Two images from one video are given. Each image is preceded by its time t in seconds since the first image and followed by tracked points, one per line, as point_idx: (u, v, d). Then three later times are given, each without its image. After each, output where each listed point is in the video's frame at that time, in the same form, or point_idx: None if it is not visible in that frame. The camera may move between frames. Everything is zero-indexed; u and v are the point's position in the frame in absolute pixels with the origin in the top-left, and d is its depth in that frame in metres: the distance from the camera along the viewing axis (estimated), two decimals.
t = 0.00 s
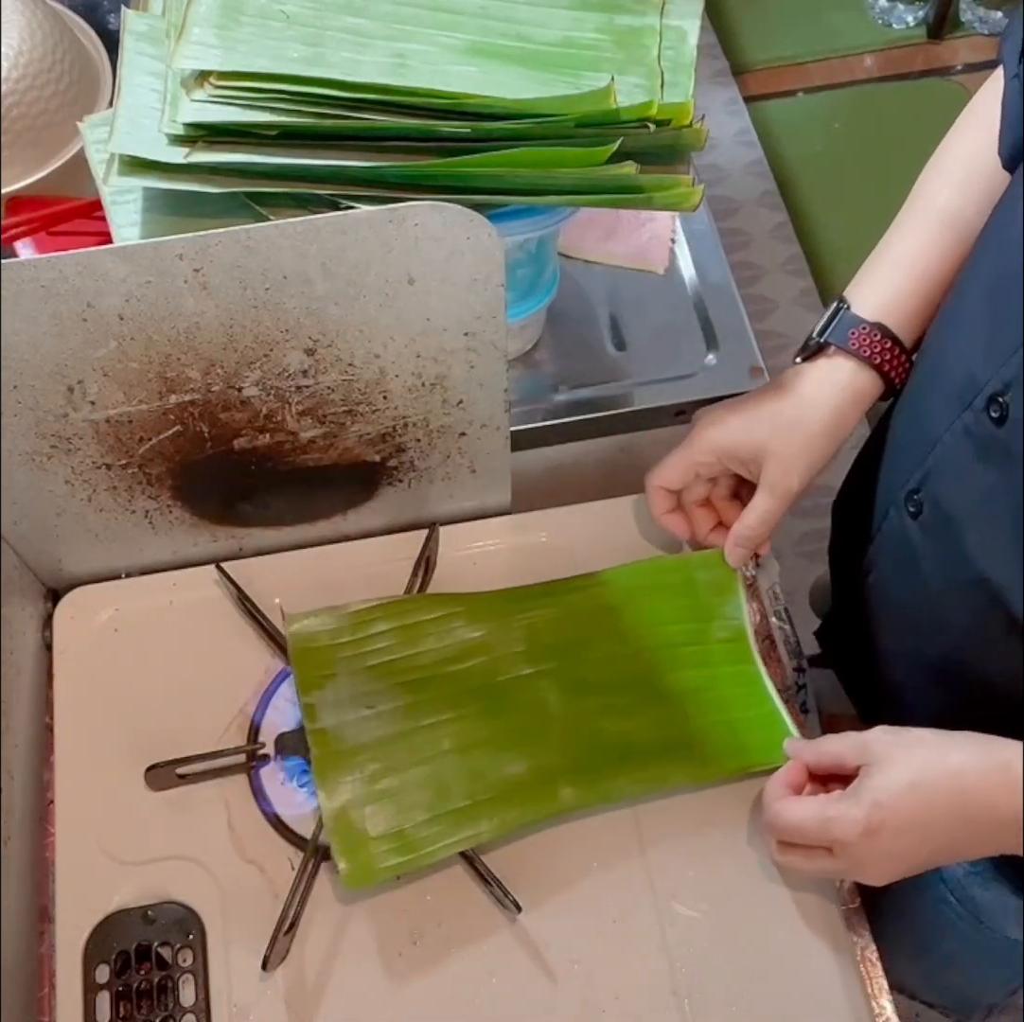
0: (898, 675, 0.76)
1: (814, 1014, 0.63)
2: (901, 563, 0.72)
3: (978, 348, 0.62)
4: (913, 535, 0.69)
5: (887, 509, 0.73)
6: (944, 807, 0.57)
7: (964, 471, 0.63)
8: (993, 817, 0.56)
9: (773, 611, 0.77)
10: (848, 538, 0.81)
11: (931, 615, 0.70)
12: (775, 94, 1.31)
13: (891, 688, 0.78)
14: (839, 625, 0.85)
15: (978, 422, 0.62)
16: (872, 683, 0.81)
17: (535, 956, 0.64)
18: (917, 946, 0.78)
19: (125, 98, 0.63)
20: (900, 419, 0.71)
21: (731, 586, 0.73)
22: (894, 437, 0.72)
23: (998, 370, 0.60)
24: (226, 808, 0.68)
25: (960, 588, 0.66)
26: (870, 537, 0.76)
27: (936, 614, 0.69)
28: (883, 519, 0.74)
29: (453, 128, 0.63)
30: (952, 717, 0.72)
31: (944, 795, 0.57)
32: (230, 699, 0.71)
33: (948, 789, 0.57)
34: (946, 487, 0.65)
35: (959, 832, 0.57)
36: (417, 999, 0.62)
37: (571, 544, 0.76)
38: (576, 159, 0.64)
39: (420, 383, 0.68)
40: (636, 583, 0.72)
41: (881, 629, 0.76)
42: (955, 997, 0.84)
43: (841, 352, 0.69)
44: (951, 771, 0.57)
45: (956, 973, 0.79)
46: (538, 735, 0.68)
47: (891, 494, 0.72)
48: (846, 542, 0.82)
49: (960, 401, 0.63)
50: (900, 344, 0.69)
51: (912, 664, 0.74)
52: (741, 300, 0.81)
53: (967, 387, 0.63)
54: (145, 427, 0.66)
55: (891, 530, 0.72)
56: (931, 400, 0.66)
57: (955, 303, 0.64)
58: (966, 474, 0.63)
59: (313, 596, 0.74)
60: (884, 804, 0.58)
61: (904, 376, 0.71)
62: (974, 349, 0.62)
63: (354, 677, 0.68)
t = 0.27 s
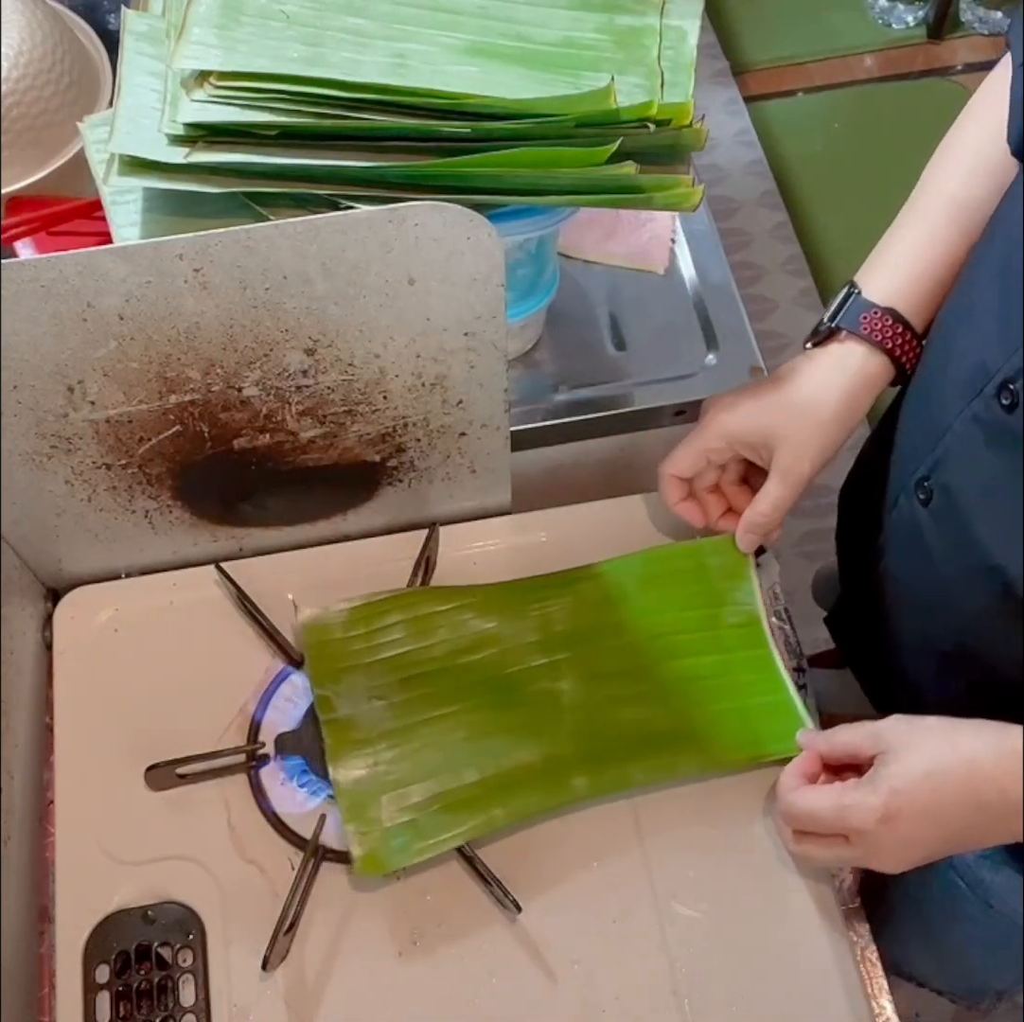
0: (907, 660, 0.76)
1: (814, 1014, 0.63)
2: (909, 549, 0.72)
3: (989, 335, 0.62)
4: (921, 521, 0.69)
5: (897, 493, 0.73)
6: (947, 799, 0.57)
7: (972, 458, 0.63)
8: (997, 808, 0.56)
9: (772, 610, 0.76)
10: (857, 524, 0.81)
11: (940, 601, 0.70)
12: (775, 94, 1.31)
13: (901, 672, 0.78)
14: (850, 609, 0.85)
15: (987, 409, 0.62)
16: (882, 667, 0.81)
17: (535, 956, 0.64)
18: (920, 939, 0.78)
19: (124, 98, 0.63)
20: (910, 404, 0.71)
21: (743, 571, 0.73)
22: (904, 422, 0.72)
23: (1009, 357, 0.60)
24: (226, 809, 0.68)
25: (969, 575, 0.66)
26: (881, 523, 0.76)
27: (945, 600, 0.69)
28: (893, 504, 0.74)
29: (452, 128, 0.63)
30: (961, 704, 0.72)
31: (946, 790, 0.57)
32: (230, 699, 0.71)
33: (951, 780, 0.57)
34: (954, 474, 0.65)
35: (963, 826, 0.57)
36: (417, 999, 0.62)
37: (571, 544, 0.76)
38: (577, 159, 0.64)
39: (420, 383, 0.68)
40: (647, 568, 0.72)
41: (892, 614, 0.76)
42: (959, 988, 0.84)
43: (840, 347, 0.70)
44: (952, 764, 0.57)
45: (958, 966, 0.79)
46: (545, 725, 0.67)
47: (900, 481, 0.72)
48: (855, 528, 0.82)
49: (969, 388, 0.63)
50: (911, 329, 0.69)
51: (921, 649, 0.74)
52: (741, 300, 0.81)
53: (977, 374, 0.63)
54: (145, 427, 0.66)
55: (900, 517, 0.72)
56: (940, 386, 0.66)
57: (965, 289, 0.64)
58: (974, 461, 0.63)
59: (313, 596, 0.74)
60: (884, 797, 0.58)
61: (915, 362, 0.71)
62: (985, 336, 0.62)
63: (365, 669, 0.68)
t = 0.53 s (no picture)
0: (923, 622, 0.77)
1: (814, 1014, 0.63)
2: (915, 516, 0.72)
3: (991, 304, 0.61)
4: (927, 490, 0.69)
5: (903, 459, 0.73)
6: (936, 758, 0.57)
7: (979, 426, 0.62)
8: (989, 771, 0.56)
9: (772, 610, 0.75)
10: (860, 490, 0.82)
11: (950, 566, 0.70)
12: (775, 93, 1.31)
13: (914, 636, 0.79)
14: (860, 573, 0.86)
15: (994, 377, 0.61)
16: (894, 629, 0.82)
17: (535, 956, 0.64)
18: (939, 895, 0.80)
19: (125, 98, 0.63)
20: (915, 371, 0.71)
21: (736, 502, 0.58)
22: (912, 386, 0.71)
23: (1015, 324, 0.59)
24: (227, 809, 0.67)
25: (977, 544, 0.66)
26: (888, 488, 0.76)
27: (955, 569, 0.69)
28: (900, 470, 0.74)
29: (453, 129, 0.63)
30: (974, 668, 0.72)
31: (942, 746, 0.57)
32: (230, 700, 0.71)
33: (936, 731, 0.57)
34: (957, 442, 0.65)
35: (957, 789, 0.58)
36: (417, 999, 0.62)
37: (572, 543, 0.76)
38: (577, 159, 0.64)
39: (420, 383, 0.68)
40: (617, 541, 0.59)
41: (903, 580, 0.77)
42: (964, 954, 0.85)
43: (866, 300, 0.64)
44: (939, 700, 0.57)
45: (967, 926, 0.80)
46: (565, 730, 0.62)
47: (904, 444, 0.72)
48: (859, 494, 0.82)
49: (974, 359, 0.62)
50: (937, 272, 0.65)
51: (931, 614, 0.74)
52: (741, 299, 0.81)
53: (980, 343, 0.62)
54: (145, 427, 0.66)
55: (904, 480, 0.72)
56: (944, 356, 0.66)
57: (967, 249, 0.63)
58: (980, 427, 0.62)
59: (313, 596, 0.74)
60: (889, 751, 0.58)
61: (921, 330, 0.70)
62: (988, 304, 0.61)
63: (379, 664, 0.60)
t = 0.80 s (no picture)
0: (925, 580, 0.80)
1: (814, 1014, 0.63)
2: (924, 466, 0.76)
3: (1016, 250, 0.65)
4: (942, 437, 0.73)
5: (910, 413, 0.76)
6: (926, 750, 0.58)
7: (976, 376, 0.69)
8: (983, 771, 0.57)
9: (773, 610, 0.74)
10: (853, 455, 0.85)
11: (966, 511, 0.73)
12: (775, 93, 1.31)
13: (914, 593, 0.82)
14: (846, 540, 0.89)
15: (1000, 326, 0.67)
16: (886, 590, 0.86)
17: (535, 956, 0.64)
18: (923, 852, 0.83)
19: (125, 98, 0.63)
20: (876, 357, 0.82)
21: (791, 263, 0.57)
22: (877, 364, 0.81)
23: None
24: (226, 809, 0.67)
25: (993, 487, 0.70)
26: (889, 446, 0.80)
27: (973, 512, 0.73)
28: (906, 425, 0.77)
29: (453, 129, 0.63)
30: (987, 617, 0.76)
31: (937, 740, 0.58)
32: (229, 699, 0.71)
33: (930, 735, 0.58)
34: (967, 388, 0.70)
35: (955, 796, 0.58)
36: (417, 999, 0.62)
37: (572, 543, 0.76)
38: (577, 159, 0.64)
39: (420, 383, 0.68)
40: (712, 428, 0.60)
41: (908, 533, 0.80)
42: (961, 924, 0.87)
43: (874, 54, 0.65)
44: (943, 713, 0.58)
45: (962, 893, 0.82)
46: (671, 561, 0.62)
47: (909, 396, 0.76)
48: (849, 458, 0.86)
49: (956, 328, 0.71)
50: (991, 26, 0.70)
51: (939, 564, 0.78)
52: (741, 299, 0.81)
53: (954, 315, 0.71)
54: (145, 427, 0.66)
55: (905, 433, 0.77)
56: (955, 307, 0.71)
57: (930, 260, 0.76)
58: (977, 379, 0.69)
59: (313, 596, 0.74)
60: (883, 743, 0.60)
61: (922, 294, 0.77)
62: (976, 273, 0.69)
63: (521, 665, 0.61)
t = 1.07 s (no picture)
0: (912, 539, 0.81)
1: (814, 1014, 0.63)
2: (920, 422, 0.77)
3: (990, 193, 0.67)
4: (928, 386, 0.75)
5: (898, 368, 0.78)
6: (956, 799, 0.58)
7: (964, 318, 0.70)
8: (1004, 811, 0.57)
9: (773, 611, 0.78)
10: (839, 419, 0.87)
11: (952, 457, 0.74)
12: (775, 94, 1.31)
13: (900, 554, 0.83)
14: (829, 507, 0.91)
15: (986, 268, 0.68)
16: (872, 554, 0.87)
17: (535, 956, 0.64)
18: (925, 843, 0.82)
19: (125, 98, 0.63)
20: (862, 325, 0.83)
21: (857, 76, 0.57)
22: (870, 325, 0.83)
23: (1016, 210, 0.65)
24: (226, 809, 0.67)
25: (985, 428, 0.71)
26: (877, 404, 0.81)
27: (959, 459, 0.74)
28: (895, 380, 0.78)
29: (453, 129, 0.63)
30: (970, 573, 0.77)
31: (963, 784, 0.57)
32: (229, 699, 0.71)
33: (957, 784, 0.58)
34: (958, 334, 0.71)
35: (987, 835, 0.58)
36: (417, 1000, 0.62)
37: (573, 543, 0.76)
38: (577, 159, 0.64)
39: (420, 383, 0.68)
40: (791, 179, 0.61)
41: (895, 491, 0.81)
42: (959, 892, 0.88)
43: None
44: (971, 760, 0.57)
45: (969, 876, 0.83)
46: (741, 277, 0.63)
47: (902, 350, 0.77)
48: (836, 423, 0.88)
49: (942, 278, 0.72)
50: None
51: (924, 519, 0.79)
52: (740, 299, 0.81)
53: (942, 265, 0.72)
54: (145, 427, 0.66)
55: (898, 387, 0.78)
56: (943, 254, 0.72)
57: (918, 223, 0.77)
58: (966, 320, 0.70)
59: (312, 596, 0.74)
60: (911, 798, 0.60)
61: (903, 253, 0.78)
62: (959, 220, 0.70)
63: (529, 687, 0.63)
